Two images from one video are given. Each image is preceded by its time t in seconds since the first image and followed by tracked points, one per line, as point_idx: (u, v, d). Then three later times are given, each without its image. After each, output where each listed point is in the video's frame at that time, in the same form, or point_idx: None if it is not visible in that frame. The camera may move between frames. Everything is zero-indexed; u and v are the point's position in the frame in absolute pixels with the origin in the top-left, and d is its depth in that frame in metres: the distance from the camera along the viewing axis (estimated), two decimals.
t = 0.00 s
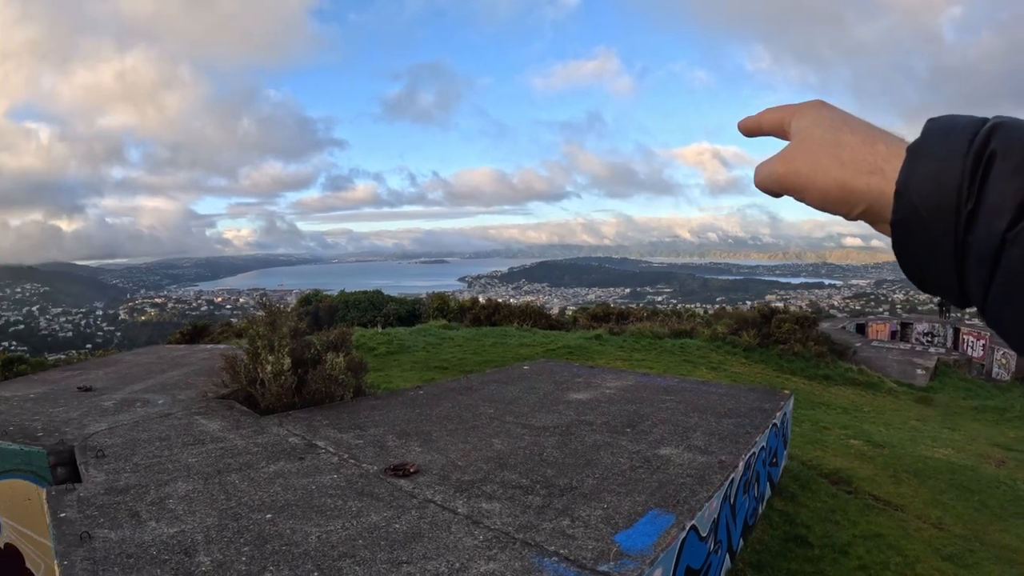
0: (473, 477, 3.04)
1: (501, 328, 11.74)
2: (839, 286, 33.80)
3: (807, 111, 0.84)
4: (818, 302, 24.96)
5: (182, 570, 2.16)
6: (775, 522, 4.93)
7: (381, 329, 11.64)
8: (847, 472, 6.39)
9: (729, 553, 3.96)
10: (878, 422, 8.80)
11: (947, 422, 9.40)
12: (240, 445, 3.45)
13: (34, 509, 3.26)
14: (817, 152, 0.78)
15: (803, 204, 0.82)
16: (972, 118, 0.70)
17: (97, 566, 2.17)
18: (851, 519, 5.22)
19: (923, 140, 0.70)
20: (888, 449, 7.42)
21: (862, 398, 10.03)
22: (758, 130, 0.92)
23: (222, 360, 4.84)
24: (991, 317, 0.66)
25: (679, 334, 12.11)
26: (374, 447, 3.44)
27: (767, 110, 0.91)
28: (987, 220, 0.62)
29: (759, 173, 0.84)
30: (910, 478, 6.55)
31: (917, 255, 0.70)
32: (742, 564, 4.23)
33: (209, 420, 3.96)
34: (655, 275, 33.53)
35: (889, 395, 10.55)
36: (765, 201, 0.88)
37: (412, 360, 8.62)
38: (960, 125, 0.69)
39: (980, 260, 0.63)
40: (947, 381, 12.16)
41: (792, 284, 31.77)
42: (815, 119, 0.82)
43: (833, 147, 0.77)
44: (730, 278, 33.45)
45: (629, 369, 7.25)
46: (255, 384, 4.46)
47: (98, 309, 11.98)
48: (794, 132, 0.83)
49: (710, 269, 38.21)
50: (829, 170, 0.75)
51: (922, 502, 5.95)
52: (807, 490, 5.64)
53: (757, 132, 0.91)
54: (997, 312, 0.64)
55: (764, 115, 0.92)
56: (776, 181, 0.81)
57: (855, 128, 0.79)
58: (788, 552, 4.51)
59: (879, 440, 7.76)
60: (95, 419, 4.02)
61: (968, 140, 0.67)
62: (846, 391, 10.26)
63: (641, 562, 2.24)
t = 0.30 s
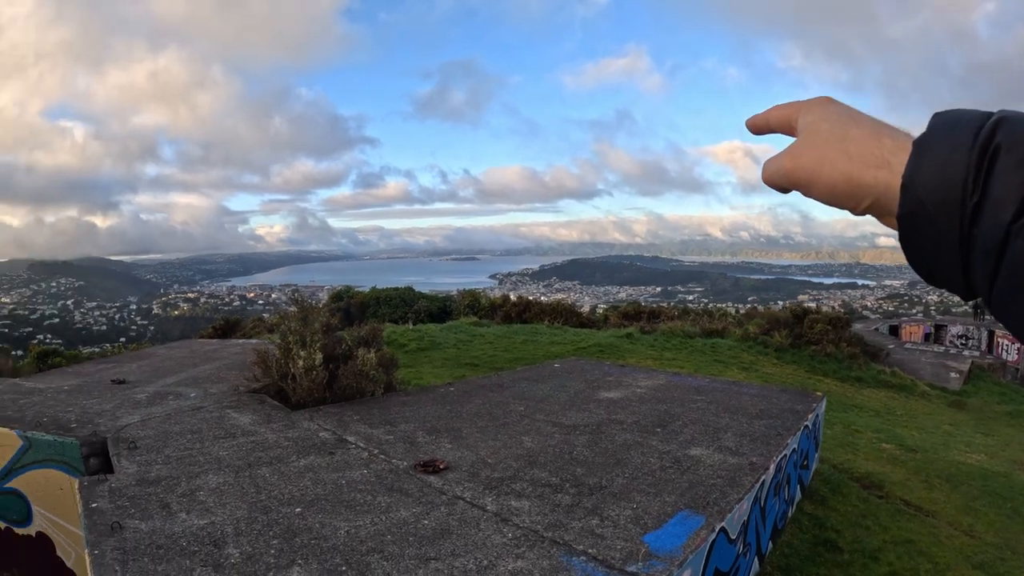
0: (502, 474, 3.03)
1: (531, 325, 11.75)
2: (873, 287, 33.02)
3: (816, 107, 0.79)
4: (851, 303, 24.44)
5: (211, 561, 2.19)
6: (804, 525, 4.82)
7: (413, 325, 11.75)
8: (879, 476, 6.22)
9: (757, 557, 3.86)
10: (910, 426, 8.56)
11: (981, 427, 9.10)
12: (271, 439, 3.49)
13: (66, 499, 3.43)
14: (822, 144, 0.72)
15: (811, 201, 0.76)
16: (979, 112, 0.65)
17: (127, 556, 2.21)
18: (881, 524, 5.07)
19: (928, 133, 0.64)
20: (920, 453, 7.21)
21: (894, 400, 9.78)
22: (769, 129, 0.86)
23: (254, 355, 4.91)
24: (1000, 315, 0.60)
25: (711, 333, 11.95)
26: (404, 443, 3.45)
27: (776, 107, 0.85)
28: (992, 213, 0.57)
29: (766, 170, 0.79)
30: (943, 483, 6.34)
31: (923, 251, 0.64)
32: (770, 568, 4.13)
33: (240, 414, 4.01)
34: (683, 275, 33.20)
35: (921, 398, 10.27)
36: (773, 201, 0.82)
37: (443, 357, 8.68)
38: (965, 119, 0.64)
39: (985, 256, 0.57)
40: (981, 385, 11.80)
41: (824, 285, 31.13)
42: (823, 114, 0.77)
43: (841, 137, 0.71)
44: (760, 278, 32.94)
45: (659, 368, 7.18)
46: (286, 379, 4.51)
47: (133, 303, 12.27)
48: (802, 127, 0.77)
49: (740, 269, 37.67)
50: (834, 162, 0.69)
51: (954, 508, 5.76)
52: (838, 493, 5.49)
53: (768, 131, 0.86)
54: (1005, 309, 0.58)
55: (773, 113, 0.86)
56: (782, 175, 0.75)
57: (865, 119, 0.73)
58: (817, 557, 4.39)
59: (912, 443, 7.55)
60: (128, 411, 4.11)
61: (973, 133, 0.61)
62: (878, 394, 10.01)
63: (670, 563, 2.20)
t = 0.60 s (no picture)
0: (527, 471, 3.02)
1: (558, 321, 11.70)
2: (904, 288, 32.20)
3: (809, 118, 0.87)
4: (880, 303, 23.84)
5: (235, 552, 2.21)
6: (829, 528, 4.71)
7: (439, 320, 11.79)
8: (906, 480, 6.06)
9: (782, 560, 3.79)
10: (939, 429, 8.33)
11: (1012, 432, 8.83)
12: (297, 431, 3.53)
13: (93, 487, 3.53)
14: (818, 155, 0.80)
15: (806, 206, 0.84)
16: (969, 123, 0.70)
17: (151, 545, 2.25)
18: (907, 529, 4.95)
19: (923, 143, 0.70)
20: (948, 457, 7.02)
21: (922, 403, 9.54)
22: (765, 136, 0.94)
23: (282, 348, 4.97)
24: (988, 314, 0.66)
25: (738, 331, 11.77)
26: (429, 438, 3.46)
27: (772, 116, 0.93)
28: (984, 223, 0.62)
29: (763, 175, 0.86)
30: (971, 489, 6.16)
31: (918, 256, 0.70)
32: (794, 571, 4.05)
33: (267, 406, 4.07)
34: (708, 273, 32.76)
35: (951, 401, 9.99)
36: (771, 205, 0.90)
37: (469, 352, 8.68)
38: (957, 130, 0.69)
39: (979, 261, 0.63)
40: (1014, 390, 11.44)
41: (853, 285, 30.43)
42: (816, 124, 0.84)
43: (835, 148, 0.79)
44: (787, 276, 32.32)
45: (685, 366, 7.09)
46: (313, 372, 4.55)
47: (161, 296, 12.48)
48: (798, 137, 0.85)
49: (767, 267, 37.01)
50: (829, 171, 0.78)
51: (981, 514, 5.59)
52: (864, 497, 5.36)
53: (764, 137, 0.94)
54: (994, 311, 0.65)
55: (769, 121, 0.94)
56: (779, 183, 0.83)
57: (855, 129, 0.81)
58: (842, 561, 4.29)
59: (940, 447, 7.35)
60: (155, 402, 4.18)
61: (967, 144, 0.67)
62: (907, 396, 9.76)
63: (694, 564, 2.16)
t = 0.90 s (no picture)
0: (546, 468, 3.00)
1: (581, 317, 11.67)
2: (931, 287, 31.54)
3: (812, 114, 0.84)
4: (905, 303, 23.38)
5: (250, 545, 2.23)
6: (851, 531, 4.62)
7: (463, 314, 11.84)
8: (929, 483, 5.93)
9: (802, 562, 3.73)
10: (963, 432, 8.15)
11: None
12: (316, 425, 3.55)
13: (113, 478, 3.60)
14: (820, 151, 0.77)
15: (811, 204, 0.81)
16: (973, 119, 0.67)
17: (168, 537, 2.28)
18: (929, 533, 4.84)
19: (924, 141, 0.68)
20: (972, 460, 6.86)
21: (946, 404, 9.34)
22: (769, 134, 0.91)
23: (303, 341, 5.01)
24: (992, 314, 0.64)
25: (761, 329, 11.62)
26: (448, 433, 3.46)
27: (775, 113, 0.90)
28: (986, 220, 0.60)
29: (766, 173, 0.84)
30: (996, 494, 6.00)
31: (921, 255, 0.68)
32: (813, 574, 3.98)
33: (287, 399, 4.10)
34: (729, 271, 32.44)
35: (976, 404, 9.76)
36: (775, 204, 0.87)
37: (491, 347, 8.70)
38: (960, 127, 0.67)
39: (980, 260, 0.61)
40: None
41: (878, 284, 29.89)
42: (820, 119, 0.81)
43: (837, 143, 0.76)
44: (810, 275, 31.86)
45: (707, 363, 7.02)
46: (334, 365, 4.58)
47: (187, 289, 12.69)
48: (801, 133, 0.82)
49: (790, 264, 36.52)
50: (831, 167, 0.75)
51: (1005, 520, 5.45)
52: (886, 499, 5.26)
53: (768, 135, 0.91)
54: (998, 310, 0.62)
55: (774, 118, 0.91)
56: (781, 180, 0.80)
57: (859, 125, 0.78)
58: (862, 565, 4.21)
59: (965, 450, 7.18)
60: (177, 394, 4.25)
61: (968, 140, 0.64)
62: (931, 397, 9.56)
63: (713, 566, 2.13)
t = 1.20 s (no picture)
0: (564, 466, 2.97)
1: (601, 314, 11.59)
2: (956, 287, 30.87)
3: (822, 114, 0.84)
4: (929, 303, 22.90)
5: (263, 540, 2.24)
6: (871, 535, 4.53)
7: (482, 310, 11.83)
8: (951, 487, 5.79)
9: (822, 566, 3.66)
10: (987, 435, 7.95)
11: None
12: (333, 420, 3.57)
13: (129, 471, 3.66)
14: (830, 151, 0.77)
15: (821, 203, 0.81)
16: (986, 117, 0.67)
17: (181, 531, 2.29)
18: (951, 538, 4.72)
19: (937, 141, 0.68)
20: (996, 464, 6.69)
21: (969, 407, 9.13)
22: (779, 133, 0.91)
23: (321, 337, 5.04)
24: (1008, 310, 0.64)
25: (782, 328, 11.45)
26: (466, 429, 3.46)
27: (784, 112, 0.90)
28: (1001, 218, 0.60)
29: (777, 172, 0.83)
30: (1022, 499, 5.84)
31: (937, 254, 0.68)
32: None
33: (305, 394, 4.13)
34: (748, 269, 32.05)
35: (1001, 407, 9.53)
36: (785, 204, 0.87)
37: (510, 343, 8.67)
38: (972, 125, 0.67)
39: (995, 258, 0.61)
40: None
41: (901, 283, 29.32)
42: (831, 119, 0.81)
43: (847, 143, 0.76)
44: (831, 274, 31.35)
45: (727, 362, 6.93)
46: (352, 360, 4.60)
47: (207, 283, 12.86)
48: (812, 133, 0.82)
49: (811, 263, 35.98)
50: (843, 167, 0.75)
51: None
52: (907, 503, 5.14)
53: (778, 134, 0.91)
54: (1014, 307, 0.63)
55: (782, 118, 0.91)
56: (792, 179, 0.80)
57: (870, 125, 0.78)
58: (883, 570, 4.12)
59: (988, 454, 7.01)
60: (194, 388, 4.29)
61: (980, 139, 0.64)
62: (954, 399, 9.35)
63: (733, 570, 2.09)
